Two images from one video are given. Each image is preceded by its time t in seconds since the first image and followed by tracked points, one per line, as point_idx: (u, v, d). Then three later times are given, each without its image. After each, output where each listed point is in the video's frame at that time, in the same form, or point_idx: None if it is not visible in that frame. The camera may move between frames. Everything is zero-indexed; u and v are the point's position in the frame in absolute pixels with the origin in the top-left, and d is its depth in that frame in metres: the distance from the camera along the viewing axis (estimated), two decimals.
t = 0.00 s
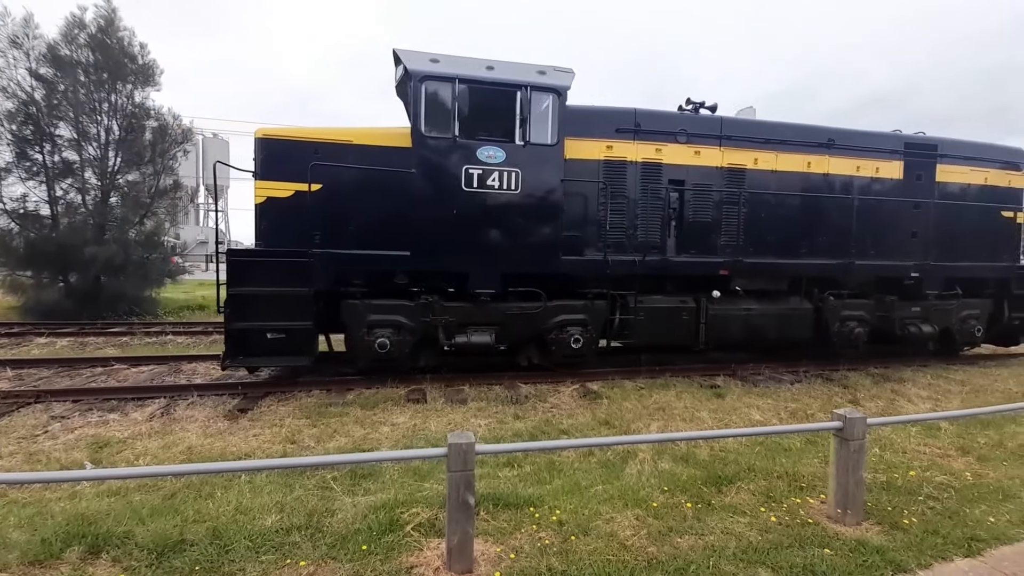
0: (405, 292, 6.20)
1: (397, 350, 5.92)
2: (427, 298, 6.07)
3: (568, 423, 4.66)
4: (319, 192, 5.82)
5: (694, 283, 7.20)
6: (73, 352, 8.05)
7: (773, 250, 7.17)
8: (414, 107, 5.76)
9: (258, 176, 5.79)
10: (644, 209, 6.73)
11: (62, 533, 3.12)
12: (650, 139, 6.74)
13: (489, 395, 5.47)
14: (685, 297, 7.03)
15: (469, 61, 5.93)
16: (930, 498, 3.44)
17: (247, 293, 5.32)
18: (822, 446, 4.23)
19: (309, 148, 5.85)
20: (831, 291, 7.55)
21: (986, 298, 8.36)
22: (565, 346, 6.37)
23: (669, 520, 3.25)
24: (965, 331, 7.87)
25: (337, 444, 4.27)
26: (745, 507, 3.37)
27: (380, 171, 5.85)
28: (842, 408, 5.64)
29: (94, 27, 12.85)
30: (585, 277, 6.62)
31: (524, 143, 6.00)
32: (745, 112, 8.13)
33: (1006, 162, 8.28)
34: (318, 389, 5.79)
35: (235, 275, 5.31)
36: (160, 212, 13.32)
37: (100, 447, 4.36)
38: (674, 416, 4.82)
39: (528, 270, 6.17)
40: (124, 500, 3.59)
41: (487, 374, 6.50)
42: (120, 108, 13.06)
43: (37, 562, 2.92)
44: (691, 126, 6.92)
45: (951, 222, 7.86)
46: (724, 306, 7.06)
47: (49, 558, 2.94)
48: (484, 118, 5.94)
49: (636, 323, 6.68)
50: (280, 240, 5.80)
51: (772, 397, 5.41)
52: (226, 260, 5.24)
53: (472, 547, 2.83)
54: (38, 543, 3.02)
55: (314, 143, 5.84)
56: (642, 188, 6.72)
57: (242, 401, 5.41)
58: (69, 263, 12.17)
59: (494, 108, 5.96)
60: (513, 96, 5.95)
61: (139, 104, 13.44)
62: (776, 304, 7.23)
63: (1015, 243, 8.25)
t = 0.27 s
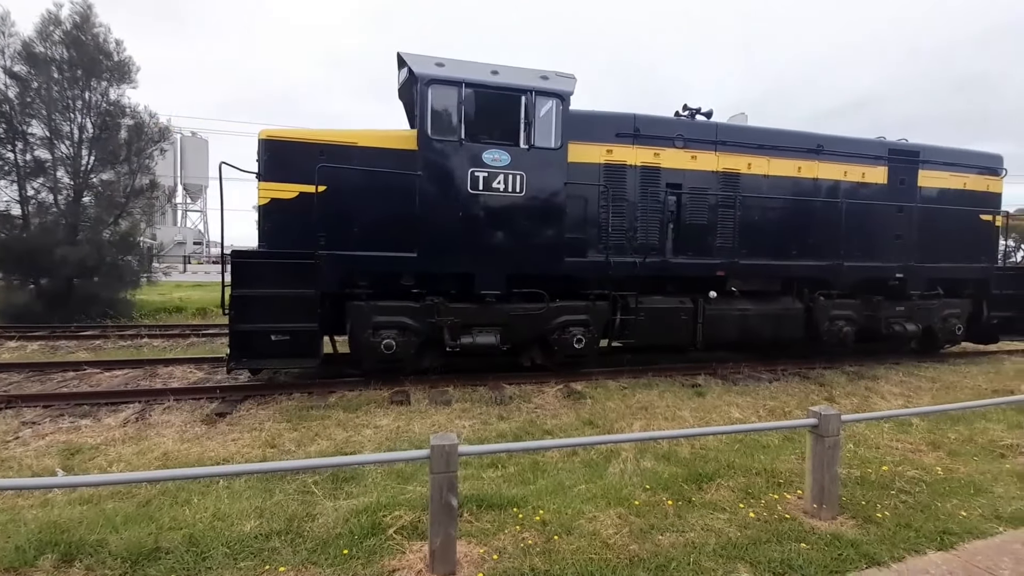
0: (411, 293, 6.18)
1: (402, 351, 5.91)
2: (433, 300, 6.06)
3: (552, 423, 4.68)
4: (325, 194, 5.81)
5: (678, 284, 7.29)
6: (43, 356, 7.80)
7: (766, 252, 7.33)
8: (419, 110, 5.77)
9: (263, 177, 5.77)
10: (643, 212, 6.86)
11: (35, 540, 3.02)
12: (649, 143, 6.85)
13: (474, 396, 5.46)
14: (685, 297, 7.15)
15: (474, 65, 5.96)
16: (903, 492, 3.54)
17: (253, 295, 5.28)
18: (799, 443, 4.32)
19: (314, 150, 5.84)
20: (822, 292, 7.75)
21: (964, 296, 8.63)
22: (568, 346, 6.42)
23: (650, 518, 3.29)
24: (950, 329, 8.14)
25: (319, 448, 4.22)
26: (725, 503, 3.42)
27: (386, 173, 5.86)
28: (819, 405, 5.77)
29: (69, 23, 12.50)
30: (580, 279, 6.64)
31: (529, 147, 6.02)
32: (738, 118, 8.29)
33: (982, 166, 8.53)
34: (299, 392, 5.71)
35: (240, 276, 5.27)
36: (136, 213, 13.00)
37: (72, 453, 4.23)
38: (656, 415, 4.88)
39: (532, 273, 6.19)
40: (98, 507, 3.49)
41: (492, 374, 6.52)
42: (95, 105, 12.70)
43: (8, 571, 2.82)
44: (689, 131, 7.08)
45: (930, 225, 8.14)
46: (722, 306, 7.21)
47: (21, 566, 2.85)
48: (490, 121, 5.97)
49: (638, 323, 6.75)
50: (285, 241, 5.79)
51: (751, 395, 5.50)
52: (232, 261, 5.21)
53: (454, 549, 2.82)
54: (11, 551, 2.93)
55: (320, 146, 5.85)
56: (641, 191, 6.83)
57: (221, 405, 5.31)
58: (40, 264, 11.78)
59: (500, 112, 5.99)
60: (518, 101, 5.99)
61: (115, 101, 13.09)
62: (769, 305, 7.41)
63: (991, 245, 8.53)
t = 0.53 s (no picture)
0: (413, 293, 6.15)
1: (406, 352, 5.89)
2: (436, 300, 6.05)
3: (534, 423, 4.69)
4: (326, 193, 5.74)
5: (667, 284, 7.39)
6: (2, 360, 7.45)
7: (759, 253, 7.50)
8: (422, 110, 5.72)
9: (263, 176, 5.66)
10: (640, 214, 6.96)
11: None
12: (645, 146, 6.95)
13: (456, 397, 5.43)
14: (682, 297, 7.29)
15: (476, 66, 5.95)
16: (873, 484, 3.65)
17: (255, 296, 5.22)
18: (774, 438, 4.43)
19: (314, 149, 5.75)
20: (809, 291, 8.01)
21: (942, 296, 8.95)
22: (568, 345, 6.49)
23: (630, 515, 3.32)
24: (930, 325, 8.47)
25: (296, 451, 4.14)
26: (703, 499, 3.48)
27: (389, 173, 5.83)
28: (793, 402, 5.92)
29: (33, 14, 11.98)
30: (576, 280, 6.70)
31: (531, 149, 6.04)
32: (727, 123, 8.45)
33: (954, 172, 8.90)
34: (276, 395, 5.59)
35: (242, 277, 5.20)
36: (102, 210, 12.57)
37: (35, 460, 4.04)
38: (636, 414, 4.94)
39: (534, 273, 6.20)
40: (62, 516, 3.35)
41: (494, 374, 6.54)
42: (59, 99, 12.23)
43: None
44: (684, 135, 7.21)
45: (909, 228, 8.46)
46: (718, 305, 7.38)
47: None
48: (493, 123, 5.97)
49: (637, 322, 6.86)
50: (285, 241, 5.70)
51: (728, 393, 5.62)
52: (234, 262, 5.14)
53: (435, 551, 2.79)
54: None
55: (320, 145, 5.76)
56: (638, 193, 6.93)
57: (193, 408, 5.16)
58: None
59: (503, 114, 5.99)
60: (521, 103, 6.00)
61: (80, 95, 12.61)
62: (761, 304, 7.61)
63: (964, 247, 8.89)
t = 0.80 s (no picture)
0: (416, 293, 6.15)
1: (409, 351, 5.88)
2: (439, 299, 6.07)
3: (516, 422, 4.68)
4: (329, 192, 5.69)
5: (658, 284, 7.50)
6: None
7: (750, 253, 7.67)
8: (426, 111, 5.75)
9: (264, 174, 5.56)
10: (637, 215, 7.01)
11: None
12: (642, 149, 7.03)
13: (437, 397, 5.38)
14: (676, 296, 7.49)
15: (480, 68, 6.02)
16: (843, 477, 3.76)
17: (257, 295, 5.12)
18: (750, 434, 4.53)
19: (316, 146, 5.69)
20: (797, 290, 8.25)
21: (916, 294, 9.34)
22: (568, 344, 6.60)
23: (610, 512, 3.34)
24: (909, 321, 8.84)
25: (271, 455, 4.04)
26: (680, 495, 3.53)
27: (393, 172, 5.84)
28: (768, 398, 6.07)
29: None
30: (573, 280, 6.78)
31: (533, 150, 6.14)
32: (717, 127, 8.63)
33: (927, 176, 9.26)
34: (249, 397, 5.45)
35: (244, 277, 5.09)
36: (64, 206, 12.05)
37: None
38: (616, 411, 4.98)
39: (536, 272, 6.32)
40: (20, 526, 3.18)
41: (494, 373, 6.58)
42: (18, 89, 11.69)
43: None
44: (680, 138, 7.31)
45: (888, 230, 8.77)
46: (711, 303, 7.59)
47: None
48: (496, 124, 6.05)
49: (634, 321, 7.02)
50: (286, 241, 5.62)
51: (705, 390, 5.72)
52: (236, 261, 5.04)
53: (414, 553, 2.76)
54: None
55: (322, 143, 5.70)
56: (635, 194, 6.98)
57: (161, 412, 4.98)
58: None
59: (506, 116, 6.08)
60: (524, 105, 6.10)
61: (41, 86, 12.08)
62: (751, 303, 7.83)
63: (937, 248, 9.26)
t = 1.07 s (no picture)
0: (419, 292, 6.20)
1: (414, 349, 5.91)
2: (443, 298, 6.12)
3: (497, 421, 4.67)
4: (333, 191, 5.74)
5: (653, 283, 7.68)
6: None
7: (739, 253, 7.92)
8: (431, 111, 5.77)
9: (268, 172, 5.60)
10: (634, 214, 7.13)
11: None
12: (638, 151, 7.15)
13: (417, 397, 5.33)
14: (671, 295, 7.69)
15: (482, 70, 6.07)
16: (815, 471, 3.87)
17: (263, 294, 5.15)
18: (726, 429, 4.62)
19: (320, 145, 5.73)
20: (784, 289, 8.52)
21: (893, 293, 9.72)
22: (569, 341, 6.70)
23: (590, 509, 3.36)
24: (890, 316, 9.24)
25: (245, 458, 3.94)
26: (659, 490, 3.58)
27: (399, 172, 5.91)
28: (744, 394, 6.21)
29: None
30: (574, 279, 6.91)
31: (536, 151, 6.24)
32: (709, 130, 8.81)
33: (902, 180, 9.64)
34: (222, 399, 5.31)
35: (250, 275, 5.13)
36: (26, 201, 11.51)
37: None
38: (597, 409, 5.03)
39: (538, 271, 6.42)
40: None
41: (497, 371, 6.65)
42: None
43: None
44: (674, 141, 7.48)
45: (869, 231, 9.15)
46: (705, 302, 7.80)
47: None
48: (500, 125, 6.12)
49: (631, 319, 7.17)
50: (290, 239, 5.64)
51: (684, 387, 5.82)
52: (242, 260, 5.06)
53: (393, 555, 2.73)
54: None
55: (326, 142, 5.74)
56: (631, 196, 7.11)
57: (129, 416, 4.81)
58: None
59: (509, 117, 6.17)
60: (527, 107, 6.19)
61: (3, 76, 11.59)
62: (742, 301, 8.08)
63: (913, 250, 9.68)
